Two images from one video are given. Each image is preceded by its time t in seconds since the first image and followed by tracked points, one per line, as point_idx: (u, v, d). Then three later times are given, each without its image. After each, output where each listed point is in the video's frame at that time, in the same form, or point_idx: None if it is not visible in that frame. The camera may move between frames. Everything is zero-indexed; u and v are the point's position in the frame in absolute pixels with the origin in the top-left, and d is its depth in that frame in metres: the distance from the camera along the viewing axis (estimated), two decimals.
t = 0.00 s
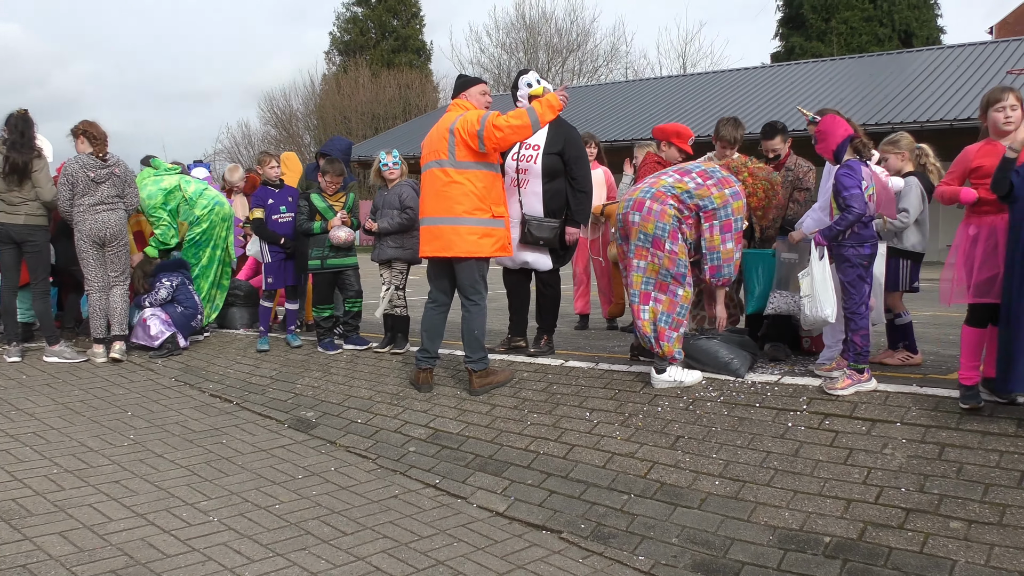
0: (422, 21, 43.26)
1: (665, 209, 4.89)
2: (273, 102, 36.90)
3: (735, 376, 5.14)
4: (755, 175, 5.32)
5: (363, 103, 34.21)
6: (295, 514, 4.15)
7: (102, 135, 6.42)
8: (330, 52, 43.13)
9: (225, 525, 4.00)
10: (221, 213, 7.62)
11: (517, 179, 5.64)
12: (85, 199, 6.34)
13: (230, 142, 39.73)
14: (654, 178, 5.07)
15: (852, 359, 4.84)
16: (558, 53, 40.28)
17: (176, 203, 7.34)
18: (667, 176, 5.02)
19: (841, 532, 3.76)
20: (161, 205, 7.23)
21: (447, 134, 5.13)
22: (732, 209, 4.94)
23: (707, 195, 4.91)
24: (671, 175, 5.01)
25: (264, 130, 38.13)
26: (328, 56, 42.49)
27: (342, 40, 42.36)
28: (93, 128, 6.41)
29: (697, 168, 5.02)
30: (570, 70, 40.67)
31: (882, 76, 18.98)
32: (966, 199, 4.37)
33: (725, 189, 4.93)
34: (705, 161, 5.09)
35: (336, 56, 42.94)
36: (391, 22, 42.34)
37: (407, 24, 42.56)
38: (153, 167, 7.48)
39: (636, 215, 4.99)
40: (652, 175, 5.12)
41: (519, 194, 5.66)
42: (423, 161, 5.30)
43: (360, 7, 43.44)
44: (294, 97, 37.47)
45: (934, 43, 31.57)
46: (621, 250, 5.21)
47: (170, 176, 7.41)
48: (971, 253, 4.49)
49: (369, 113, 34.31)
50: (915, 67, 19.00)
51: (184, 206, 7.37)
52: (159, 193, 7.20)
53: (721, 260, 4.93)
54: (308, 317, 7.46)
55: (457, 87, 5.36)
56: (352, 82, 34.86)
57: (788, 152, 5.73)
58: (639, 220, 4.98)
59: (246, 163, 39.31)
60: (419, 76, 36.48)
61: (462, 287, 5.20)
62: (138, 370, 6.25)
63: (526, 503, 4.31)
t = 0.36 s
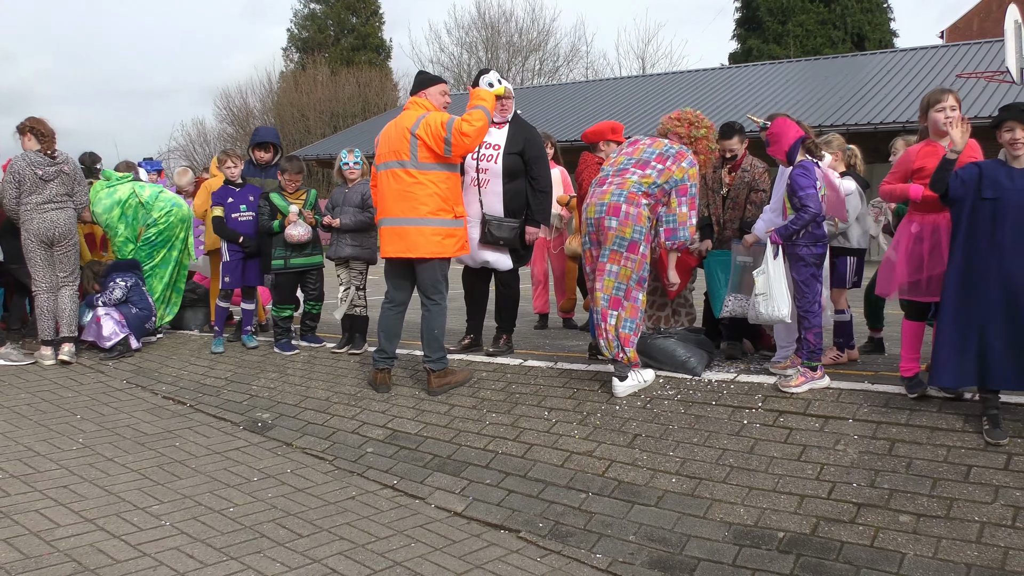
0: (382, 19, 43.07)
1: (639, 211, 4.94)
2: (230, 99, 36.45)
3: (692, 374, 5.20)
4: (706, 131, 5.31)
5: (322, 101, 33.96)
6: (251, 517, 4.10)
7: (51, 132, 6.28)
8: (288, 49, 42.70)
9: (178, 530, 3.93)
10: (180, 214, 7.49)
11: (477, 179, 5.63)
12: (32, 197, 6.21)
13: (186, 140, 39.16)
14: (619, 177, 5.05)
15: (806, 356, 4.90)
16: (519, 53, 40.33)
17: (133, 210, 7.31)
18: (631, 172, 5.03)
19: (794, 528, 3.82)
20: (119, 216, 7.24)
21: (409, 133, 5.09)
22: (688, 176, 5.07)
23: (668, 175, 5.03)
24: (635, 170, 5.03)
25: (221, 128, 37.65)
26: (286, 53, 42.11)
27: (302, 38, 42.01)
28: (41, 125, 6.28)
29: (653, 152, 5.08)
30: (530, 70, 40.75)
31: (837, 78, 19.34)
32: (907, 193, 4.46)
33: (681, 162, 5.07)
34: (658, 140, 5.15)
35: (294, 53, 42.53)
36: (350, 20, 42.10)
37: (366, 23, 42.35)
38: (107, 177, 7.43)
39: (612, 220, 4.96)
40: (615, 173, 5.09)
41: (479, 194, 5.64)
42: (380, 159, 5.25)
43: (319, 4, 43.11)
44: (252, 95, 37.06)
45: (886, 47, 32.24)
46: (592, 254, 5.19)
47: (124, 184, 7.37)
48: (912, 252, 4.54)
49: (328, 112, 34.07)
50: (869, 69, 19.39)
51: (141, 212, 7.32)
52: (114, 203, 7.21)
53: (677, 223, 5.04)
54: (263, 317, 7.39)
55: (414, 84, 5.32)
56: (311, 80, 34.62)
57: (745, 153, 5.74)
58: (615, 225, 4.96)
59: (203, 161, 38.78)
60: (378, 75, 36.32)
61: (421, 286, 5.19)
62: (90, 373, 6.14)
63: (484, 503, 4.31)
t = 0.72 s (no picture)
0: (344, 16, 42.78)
1: (616, 212, 5.01)
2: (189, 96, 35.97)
3: (653, 373, 5.26)
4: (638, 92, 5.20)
5: (284, 98, 33.67)
6: (207, 520, 4.04)
7: None
8: (249, 46, 42.21)
9: (132, 534, 3.86)
10: (139, 216, 7.30)
11: (438, 179, 5.61)
12: None
13: (144, 137, 38.55)
14: (591, 181, 5.02)
15: (756, 352, 5.04)
16: (483, 52, 40.30)
17: (89, 218, 7.15)
18: (602, 174, 5.02)
19: (752, 524, 3.86)
20: (73, 227, 7.07)
21: (371, 133, 5.04)
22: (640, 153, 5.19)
23: (631, 161, 5.09)
24: (604, 171, 5.03)
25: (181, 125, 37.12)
26: (248, 50, 41.66)
27: (263, 35, 41.59)
28: None
29: (613, 146, 5.04)
30: (495, 69, 40.74)
31: (798, 80, 19.60)
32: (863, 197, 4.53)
33: (634, 142, 5.14)
34: (611, 129, 5.06)
35: (255, 50, 42.07)
36: (313, 16, 41.77)
37: (329, 20, 42.04)
38: (59, 190, 7.22)
39: (594, 224, 4.95)
40: (584, 177, 5.04)
41: (441, 194, 5.62)
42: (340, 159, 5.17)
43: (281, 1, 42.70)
44: (212, 92, 36.61)
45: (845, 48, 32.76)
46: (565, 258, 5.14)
47: (77, 194, 7.18)
48: (864, 249, 4.68)
49: (290, 109, 33.78)
50: (829, 72, 19.68)
51: (98, 218, 7.16)
52: (67, 215, 7.05)
53: (648, 198, 5.13)
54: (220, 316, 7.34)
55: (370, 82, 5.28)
56: (272, 78, 34.34)
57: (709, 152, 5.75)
58: (598, 229, 4.95)
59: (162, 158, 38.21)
60: (341, 73, 36.10)
61: (383, 286, 5.17)
62: (44, 376, 6.05)
63: (445, 503, 4.30)
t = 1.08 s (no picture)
0: (310, 13, 42.44)
1: (577, 210, 5.05)
2: (150, 93, 35.51)
3: (620, 372, 5.32)
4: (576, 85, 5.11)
5: (248, 96, 33.36)
6: (167, 524, 3.99)
7: None
8: (213, 42, 41.70)
9: (89, 538, 3.80)
10: (96, 216, 7.25)
11: (398, 177, 5.58)
12: None
13: (105, 134, 37.93)
14: (550, 182, 4.98)
15: (719, 355, 5.03)
16: (452, 50, 40.20)
17: (44, 221, 6.99)
18: (557, 174, 5.00)
19: (716, 521, 3.89)
20: (28, 231, 6.90)
21: (338, 131, 4.99)
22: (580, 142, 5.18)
23: (579, 155, 5.09)
24: (558, 171, 5.01)
25: (143, 122, 36.58)
26: (212, 47, 41.19)
27: (228, 31, 41.15)
28: None
29: (563, 144, 5.01)
30: (464, 67, 40.64)
31: (763, 81, 19.80)
32: (824, 201, 4.61)
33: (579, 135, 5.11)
34: (557, 126, 5.00)
35: (219, 46, 41.59)
36: (278, 13, 41.38)
37: (295, 16, 41.66)
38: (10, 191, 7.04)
39: (559, 224, 4.97)
40: (541, 178, 4.98)
41: (399, 192, 5.59)
42: (303, 157, 5.11)
43: None
44: (174, 89, 36.16)
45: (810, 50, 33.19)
46: (526, 259, 5.02)
47: (31, 197, 6.99)
48: (822, 250, 4.69)
49: (255, 107, 33.47)
50: (794, 73, 19.91)
51: (54, 220, 7.03)
52: (22, 218, 6.88)
53: (595, 188, 5.18)
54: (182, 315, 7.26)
55: (332, 78, 5.25)
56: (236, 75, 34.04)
57: (673, 155, 5.77)
58: (563, 229, 4.98)
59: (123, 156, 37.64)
60: (307, 71, 35.81)
61: (348, 285, 5.14)
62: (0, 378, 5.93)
63: (410, 504, 4.28)
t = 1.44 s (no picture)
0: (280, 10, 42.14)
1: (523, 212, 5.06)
2: (116, 91, 35.11)
3: (590, 371, 5.31)
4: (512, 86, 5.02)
5: (217, 94, 33.07)
6: (133, 526, 3.93)
7: None
8: (180, 39, 41.25)
9: (53, 542, 3.74)
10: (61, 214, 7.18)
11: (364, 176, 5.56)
12: None
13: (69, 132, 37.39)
14: (494, 187, 4.96)
15: (687, 352, 5.06)
16: (424, 49, 40.15)
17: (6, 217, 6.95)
18: (501, 178, 4.99)
19: (687, 519, 3.91)
20: None
21: (313, 131, 4.95)
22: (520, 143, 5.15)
23: (521, 157, 5.08)
24: (501, 175, 5.00)
25: (108, 119, 36.11)
26: (178, 44, 40.77)
27: (195, 29, 40.76)
28: None
29: (505, 148, 4.98)
30: (437, 66, 40.60)
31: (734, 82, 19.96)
32: (790, 202, 4.66)
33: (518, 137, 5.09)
34: (498, 130, 4.96)
35: (186, 43, 41.14)
36: (247, 10, 41.05)
37: (264, 13, 41.34)
38: None
39: (506, 229, 4.96)
40: (486, 183, 4.95)
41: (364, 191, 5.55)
42: (273, 155, 5.04)
43: None
44: (141, 86, 35.74)
45: (779, 50, 33.57)
46: (469, 263, 4.99)
47: None
48: (788, 249, 4.72)
49: (224, 105, 33.18)
50: (765, 74, 20.10)
51: (16, 217, 6.97)
52: None
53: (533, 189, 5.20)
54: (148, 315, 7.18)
55: (300, 76, 5.22)
56: (204, 74, 33.79)
57: (635, 160, 5.70)
58: (509, 233, 4.98)
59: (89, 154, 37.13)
60: (276, 69, 35.55)
61: (318, 285, 5.10)
62: None
63: (381, 504, 4.26)
